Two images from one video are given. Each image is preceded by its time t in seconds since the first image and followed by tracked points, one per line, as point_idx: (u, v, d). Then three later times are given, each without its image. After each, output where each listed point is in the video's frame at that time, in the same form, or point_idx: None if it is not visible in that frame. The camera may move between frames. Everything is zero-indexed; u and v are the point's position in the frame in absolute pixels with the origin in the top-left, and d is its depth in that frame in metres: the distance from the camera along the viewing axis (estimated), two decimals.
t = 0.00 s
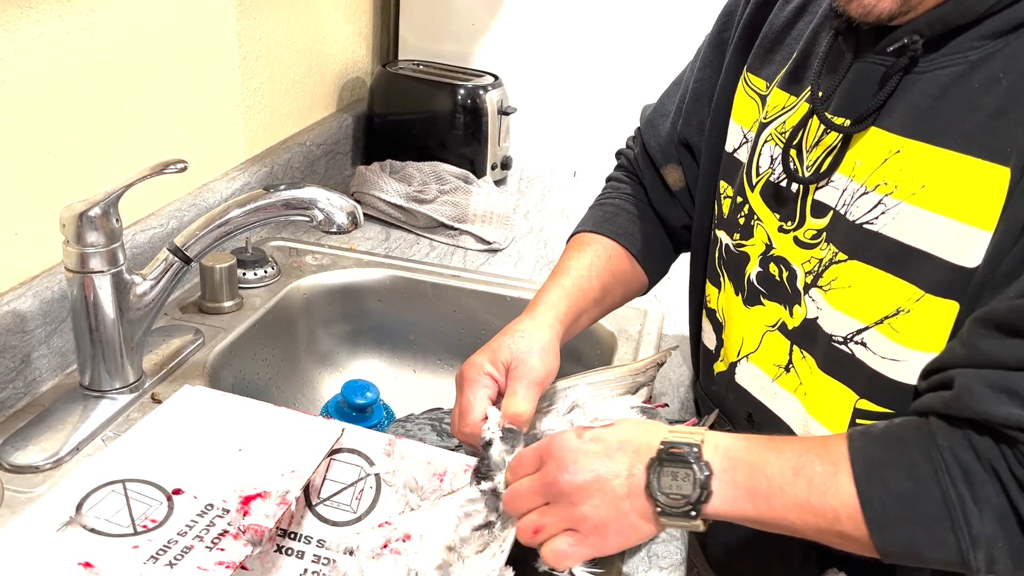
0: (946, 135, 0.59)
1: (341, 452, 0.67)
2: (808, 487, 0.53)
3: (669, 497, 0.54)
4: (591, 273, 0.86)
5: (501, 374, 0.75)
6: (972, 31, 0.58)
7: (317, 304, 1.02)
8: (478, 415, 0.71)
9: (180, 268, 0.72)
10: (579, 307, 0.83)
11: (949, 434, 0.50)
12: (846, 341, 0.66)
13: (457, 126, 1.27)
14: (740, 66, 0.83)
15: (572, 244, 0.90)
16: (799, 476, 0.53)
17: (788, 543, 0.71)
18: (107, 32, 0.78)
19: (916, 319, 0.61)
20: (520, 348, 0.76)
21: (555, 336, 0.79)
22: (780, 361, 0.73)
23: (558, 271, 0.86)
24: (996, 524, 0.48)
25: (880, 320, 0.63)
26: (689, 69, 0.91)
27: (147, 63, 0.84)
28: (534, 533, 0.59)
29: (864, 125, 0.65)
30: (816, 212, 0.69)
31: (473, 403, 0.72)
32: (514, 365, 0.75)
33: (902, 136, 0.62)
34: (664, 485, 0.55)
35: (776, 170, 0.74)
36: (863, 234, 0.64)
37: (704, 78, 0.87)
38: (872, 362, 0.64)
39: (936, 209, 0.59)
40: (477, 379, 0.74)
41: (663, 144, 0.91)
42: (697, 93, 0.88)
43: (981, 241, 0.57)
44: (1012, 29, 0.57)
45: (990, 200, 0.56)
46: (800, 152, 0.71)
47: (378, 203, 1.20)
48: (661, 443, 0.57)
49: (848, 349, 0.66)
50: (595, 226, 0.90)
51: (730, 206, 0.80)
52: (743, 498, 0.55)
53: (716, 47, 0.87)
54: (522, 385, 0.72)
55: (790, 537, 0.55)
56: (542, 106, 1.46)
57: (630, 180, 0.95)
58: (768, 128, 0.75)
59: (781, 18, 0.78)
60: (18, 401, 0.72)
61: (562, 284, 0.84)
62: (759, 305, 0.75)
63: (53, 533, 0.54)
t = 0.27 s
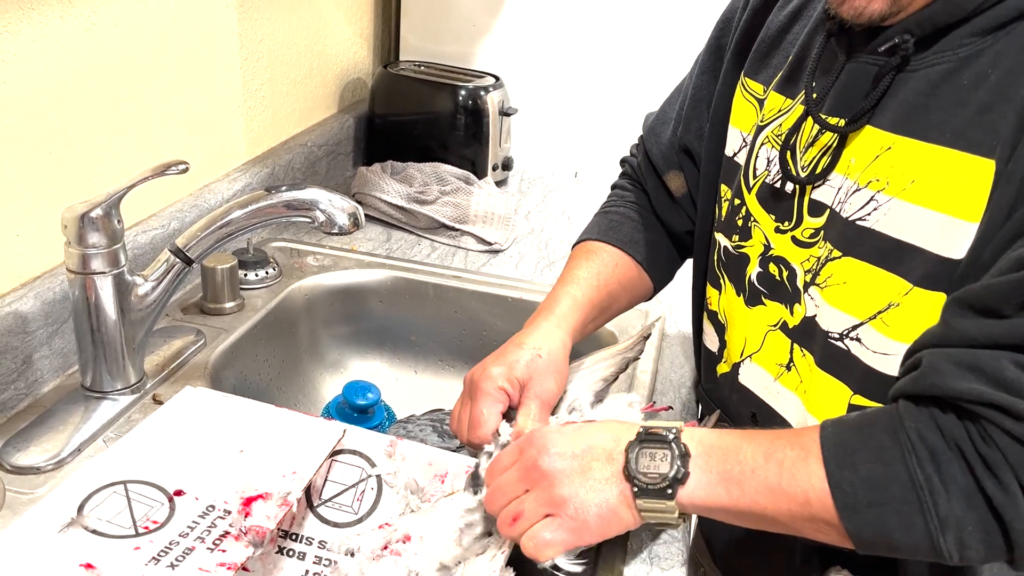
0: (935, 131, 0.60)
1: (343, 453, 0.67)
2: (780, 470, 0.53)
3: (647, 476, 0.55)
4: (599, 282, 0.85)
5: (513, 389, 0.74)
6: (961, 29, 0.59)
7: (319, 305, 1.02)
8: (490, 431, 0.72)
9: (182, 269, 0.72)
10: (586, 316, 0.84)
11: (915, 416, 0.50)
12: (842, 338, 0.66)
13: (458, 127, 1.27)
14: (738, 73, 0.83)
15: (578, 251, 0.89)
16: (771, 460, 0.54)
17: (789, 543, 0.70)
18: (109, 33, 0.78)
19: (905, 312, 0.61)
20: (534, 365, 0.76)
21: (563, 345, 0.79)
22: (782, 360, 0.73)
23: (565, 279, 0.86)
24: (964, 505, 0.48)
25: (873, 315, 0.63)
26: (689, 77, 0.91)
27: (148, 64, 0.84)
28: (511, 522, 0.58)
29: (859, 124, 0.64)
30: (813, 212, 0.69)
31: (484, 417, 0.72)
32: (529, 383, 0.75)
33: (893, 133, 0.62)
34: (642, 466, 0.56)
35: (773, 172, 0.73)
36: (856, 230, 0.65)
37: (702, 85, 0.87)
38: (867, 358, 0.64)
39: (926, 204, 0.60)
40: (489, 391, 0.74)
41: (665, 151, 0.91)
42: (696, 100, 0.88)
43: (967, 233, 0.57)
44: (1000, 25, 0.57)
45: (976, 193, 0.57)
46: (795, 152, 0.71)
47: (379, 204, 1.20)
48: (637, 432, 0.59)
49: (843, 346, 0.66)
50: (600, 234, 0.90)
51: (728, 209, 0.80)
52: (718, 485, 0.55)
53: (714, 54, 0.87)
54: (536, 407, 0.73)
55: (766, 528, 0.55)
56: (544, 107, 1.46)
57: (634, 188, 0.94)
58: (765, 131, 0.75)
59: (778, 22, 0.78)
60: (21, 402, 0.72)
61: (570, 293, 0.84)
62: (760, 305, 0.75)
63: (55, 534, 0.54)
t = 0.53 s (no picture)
0: (928, 130, 0.59)
1: (344, 453, 0.67)
2: (780, 477, 0.53)
3: (647, 487, 0.54)
4: (599, 277, 0.86)
5: (511, 384, 0.75)
6: (956, 29, 0.58)
7: (320, 305, 1.02)
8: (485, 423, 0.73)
9: (183, 270, 0.72)
10: (586, 311, 0.84)
11: (913, 419, 0.50)
12: (837, 335, 0.65)
13: (459, 128, 1.27)
14: (739, 74, 0.83)
15: (579, 248, 0.89)
16: (771, 466, 0.53)
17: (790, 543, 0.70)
18: (109, 34, 0.78)
19: (898, 310, 0.60)
20: (531, 360, 0.76)
21: (563, 339, 0.80)
22: (780, 358, 0.72)
23: (566, 274, 0.86)
24: (966, 509, 0.48)
25: (867, 313, 0.63)
26: (693, 76, 0.91)
27: (149, 64, 0.84)
28: (510, 537, 0.56)
29: (855, 123, 0.64)
30: (811, 210, 0.69)
31: (480, 411, 0.74)
32: (525, 377, 0.75)
33: (889, 133, 0.62)
34: (641, 476, 0.54)
35: (772, 171, 0.74)
36: (851, 229, 0.64)
37: (705, 85, 0.87)
38: (862, 356, 0.63)
39: (919, 202, 0.59)
40: (487, 385, 0.75)
41: (668, 149, 0.91)
42: (700, 99, 0.88)
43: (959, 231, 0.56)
44: (993, 25, 0.57)
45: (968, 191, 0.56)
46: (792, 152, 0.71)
47: (380, 204, 1.20)
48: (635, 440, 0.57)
49: (839, 344, 0.65)
50: (601, 230, 0.90)
51: (729, 207, 0.80)
52: (718, 492, 0.54)
53: (717, 53, 0.87)
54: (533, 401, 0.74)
55: (767, 534, 0.54)
56: (545, 107, 1.46)
57: (636, 185, 0.95)
58: (765, 130, 0.75)
59: (778, 22, 0.78)
60: (22, 402, 0.72)
61: (570, 288, 0.84)
62: (760, 304, 0.75)
63: (56, 535, 0.54)
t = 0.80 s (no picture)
0: (939, 129, 0.59)
1: (345, 454, 0.67)
2: (890, 480, 0.49)
3: (755, 487, 0.49)
4: (608, 261, 0.86)
5: (531, 370, 0.74)
6: (962, 27, 0.59)
7: (321, 306, 1.02)
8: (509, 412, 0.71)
9: (184, 271, 0.72)
10: (597, 293, 0.83)
11: None
12: (849, 334, 0.66)
13: (460, 129, 1.28)
14: (741, 74, 0.83)
15: (587, 234, 0.90)
16: (879, 470, 0.49)
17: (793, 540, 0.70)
18: (111, 35, 0.78)
19: (918, 311, 0.60)
20: (549, 341, 0.76)
21: (576, 320, 0.79)
22: (781, 356, 0.73)
23: (576, 257, 0.87)
24: None
25: (882, 312, 0.63)
26: (693, 75, 0.91)
27: (148, 62, 0.84)
28: (598, 517, 0.50)
29: (859, 121, 0.65)
30: (812, 209, 0.69)
31: (502, 401, 0.72)
32: (545, 358, 0.75)
33: (899, 132, 0.62)
34: (749, 473, 0.49)
35: (776, 170, 0.73)
36: (863, 228, 0.64)
37: (706, 84, 0.87)
38: (876, 354, 0.64)
39: (934, 203, 0.59)
40: (507, 374, 0.73)
41: (667, 145, 0.92)
42: (701, 97, 0.88)
43: (978, 233, 0.56)
44: (999, 22, 0.57)
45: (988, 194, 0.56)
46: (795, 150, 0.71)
47: (382, 205, 1.20)
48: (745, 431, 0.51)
49: (851, 342, 0.66)
50: (609, 217, 0.91)
51: (732, 206, 0.80)
52: (820, 490, 0.50)
53: (717, 53, 0.87)
54: (556, 376, 0.73)
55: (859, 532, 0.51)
56: (546, 108, 1.46)
57: (641, 177, 0.95)
58: (767, 129, 0.75)
59: (780, 23, 0.78)
60: (22, 403, 0.72)
61: (581, 270, 0.84)
62: (762, 302, 0.75)
63: (57, 536, 0.54)
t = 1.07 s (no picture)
0: (952, 120, 0.60)
1: (345, 455, 0.67)
2: (868, 468, 0.56)
3: (744, 488, 0.57)
4: (605, 261, 0.86)
5: (543, 382, 0.76)
6: (977, 19, 0.59)
7: (322, 307, 1.02)
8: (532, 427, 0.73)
9: (185, 272, 0.72)
10: (598, 293, 0.84)
11: (1004, 420, 0.53)
12: (860, 324, 0.66)
13: (461, 130, 1.28)
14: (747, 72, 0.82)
15: (584, 235, 0.90)
16: (859, 458, 0.56)
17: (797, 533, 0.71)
18: (112, 38, 0.78)
19: (933, 300, 0.61)
20: (556, 351, 0.76)
21: (580, 323, 0.79)
22: (788, 349, 0.73)
23: (572, 260, 0.87)
24: None
25: (895, 302, 0.63)
26: (697, 69, 0.90)
27: (149, 61, 0.84)
28: (627, 543, 0.61)
29: (872, 113, 0.65)
30: (822, 201, 0.69)
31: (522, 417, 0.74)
32: (555, 370, 0.75)
33: (912, 122, 0.62)
34: (737, 477, 0.58)
35: (785, 162, 0.73)
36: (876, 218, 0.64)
37: (711, 77, 0.87)
38: (887, 343, 0.64)
39: (949, 192, 0.60)
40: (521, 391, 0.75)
41: (670, 139, 0.91)
42: (705, 91, 0.87)
43: (995, 220, 0.57)
44: (1012, 15, 0.58)
45: (1004, 182, 0.57)
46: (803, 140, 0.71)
47: (382, 207, 1.20)
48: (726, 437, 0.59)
49: (862, 332, 0.66)
50: (608, 216, 0.90)
51: (738, 199, 0.79)
52: (807, 483, 0.58)
53: (723, 47, 0.87)
54: (572, 387, 0.74)
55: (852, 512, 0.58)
56: (546, 109, 1.46)
57: (640, 173, 0.95)
58: (775, 122, 0.75)
59: (786, 17, 0.78)
60: (23, 405, 0.72)
61: (577, 272, 0.84)
62: (768, 295, 0.75)
63: (57, 537, 0.54)
